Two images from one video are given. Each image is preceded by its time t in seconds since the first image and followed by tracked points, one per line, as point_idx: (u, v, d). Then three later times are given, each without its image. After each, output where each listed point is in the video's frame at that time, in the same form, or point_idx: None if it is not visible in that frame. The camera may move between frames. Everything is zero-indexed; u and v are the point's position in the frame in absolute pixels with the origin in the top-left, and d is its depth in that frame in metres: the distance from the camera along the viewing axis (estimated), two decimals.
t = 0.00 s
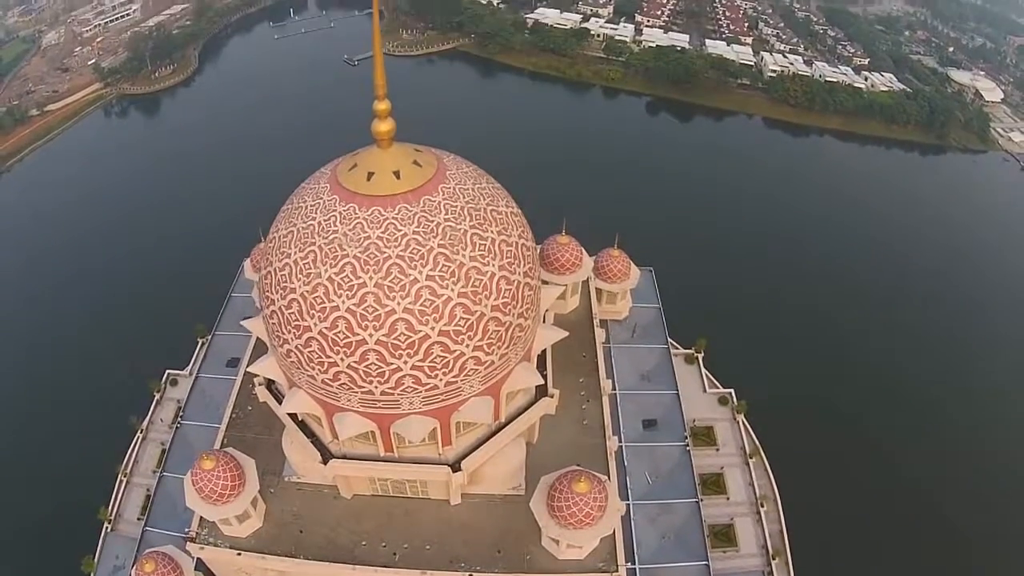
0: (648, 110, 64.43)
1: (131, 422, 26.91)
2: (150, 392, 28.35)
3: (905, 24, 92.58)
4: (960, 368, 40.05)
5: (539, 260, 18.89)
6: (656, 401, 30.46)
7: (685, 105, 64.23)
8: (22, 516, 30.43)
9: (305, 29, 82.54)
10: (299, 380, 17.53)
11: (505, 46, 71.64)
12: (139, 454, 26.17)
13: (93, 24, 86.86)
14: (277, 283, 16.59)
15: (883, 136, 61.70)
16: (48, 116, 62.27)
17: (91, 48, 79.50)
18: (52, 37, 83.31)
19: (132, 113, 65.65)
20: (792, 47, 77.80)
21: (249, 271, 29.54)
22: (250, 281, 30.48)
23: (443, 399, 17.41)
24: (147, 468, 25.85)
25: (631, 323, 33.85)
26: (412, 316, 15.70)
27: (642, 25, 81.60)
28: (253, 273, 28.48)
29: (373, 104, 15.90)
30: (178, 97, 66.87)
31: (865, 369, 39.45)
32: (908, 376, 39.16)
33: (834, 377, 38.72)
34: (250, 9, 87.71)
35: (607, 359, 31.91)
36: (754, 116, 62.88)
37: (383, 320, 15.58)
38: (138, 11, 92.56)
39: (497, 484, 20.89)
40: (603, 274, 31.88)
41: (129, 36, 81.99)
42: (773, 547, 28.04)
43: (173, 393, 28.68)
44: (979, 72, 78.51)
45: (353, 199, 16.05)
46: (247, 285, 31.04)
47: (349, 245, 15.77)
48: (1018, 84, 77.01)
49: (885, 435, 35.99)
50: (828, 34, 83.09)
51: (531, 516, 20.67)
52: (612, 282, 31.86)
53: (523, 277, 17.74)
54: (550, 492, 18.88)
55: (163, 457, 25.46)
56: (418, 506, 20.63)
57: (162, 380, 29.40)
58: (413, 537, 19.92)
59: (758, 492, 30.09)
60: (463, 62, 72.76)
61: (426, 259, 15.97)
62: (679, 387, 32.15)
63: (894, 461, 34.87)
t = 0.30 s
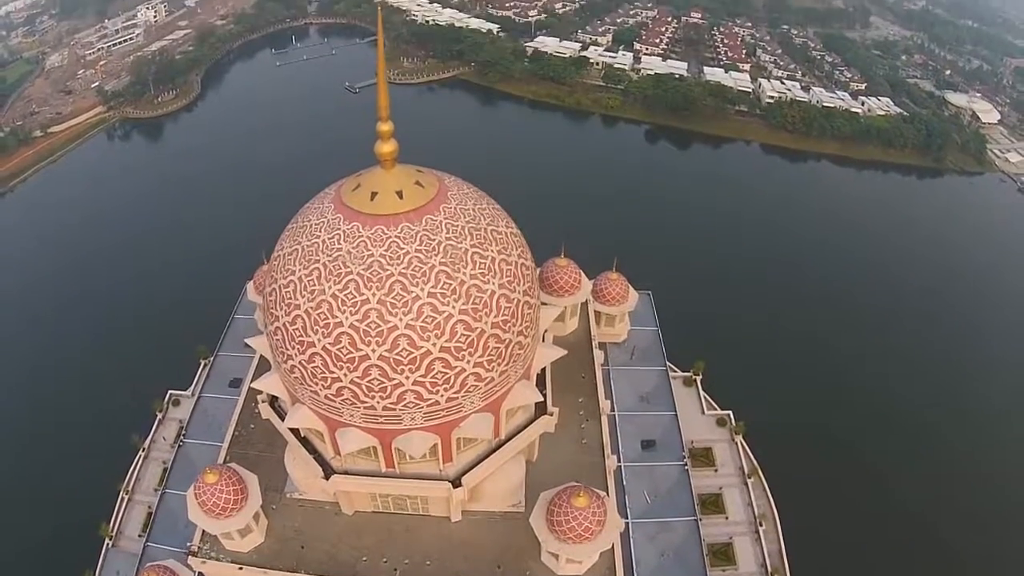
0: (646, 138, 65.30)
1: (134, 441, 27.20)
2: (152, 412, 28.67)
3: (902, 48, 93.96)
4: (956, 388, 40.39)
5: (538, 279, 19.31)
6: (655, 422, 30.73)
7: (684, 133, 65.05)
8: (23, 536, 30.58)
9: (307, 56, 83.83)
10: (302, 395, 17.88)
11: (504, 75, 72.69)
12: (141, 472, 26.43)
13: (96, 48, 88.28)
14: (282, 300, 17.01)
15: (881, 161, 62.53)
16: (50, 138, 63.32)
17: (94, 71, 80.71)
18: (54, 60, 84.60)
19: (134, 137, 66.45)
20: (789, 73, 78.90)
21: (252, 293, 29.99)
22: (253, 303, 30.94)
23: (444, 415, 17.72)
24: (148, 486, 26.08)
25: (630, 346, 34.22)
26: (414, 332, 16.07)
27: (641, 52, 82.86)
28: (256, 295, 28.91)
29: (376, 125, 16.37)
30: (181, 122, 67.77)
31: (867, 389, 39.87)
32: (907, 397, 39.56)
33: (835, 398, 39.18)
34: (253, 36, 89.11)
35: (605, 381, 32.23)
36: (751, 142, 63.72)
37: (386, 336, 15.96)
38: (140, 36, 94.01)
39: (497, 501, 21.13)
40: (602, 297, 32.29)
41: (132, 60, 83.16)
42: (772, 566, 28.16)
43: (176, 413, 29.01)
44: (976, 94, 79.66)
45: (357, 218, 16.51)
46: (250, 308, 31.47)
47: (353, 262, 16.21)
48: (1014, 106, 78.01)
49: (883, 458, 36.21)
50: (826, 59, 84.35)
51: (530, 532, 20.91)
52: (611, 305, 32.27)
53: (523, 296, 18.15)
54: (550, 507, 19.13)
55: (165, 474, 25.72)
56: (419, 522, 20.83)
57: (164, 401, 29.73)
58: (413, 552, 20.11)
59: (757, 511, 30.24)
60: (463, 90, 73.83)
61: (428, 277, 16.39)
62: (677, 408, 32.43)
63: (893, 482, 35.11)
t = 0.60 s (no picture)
0: (645, 165, 66.14)
1: (135, 459, 27.50)
2: (154, 431, 28.99)
3: (899, 73, 95.26)
4: (954, 410, 40.77)
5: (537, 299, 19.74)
6: (653, 443, 30.99)
7: (684, 161, 65.84)
8: (24, 556, 30.72)
9: (308, 83, 85.00)
10: (305, 412, 18.23)
11: (504, 103, 73.69)
12: (142, 490, 26.70)
13: (99, 71, 89.41)
14: (287, 317, 17.44)
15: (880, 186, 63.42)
16: (53, 160, 64.17)
17: (97, 94, 81.79)
18: (57, 84, 85.61)
19: (136, 160, 67.22)
20: (787, 99, 79.97)
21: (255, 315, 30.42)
22: (256, 325, 31.36)
23: (444, 432, 18.03)
24: (150, 504, 26.33)
25: (629, 368, 34.56)
26: (416, 348, 16.48)
27: (640, 80, 84.00)
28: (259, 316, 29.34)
29: (379, 147, 16.92)
30: (183, 147, 68.57)
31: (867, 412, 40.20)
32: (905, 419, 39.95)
33: (835, 421, 39.49)
34: (255, 62, 90.37)
35: (605, 402, 32.55)
36: (750, 169, 64.46)
37: (389, 353, 16.36)
38: (143, 60, 95.27)
39: (496, 519, 21.40)
40: (601, 321, 32.68)
41: (135, 84, 84.23)
42: None
43: (178, 432, 29.32)
44: (973, 117, 80.72)
45: (360, 237, 17.00)
46: (253, 329, 31.89)
47: (356, 280, 16.66)
48: (1012, 128, 78.99)
49: (882, 479, 36.50)
50: (823, 85, 85.54)
51: (529, 550, 21.12)
52: (611, 328, 32.64)
53: (522, 315, 18.57)
54: (549, 523, 19.39)
55: (167, 492, 25.99)
56: (419, 539, 21.05)
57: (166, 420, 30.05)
58: (414, 569, 20.30)
59: (755, 531, 30.42)
60: (464, 118, 74.81)
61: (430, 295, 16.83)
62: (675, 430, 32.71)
63: (893, 503, 35.33)
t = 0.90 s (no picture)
0: (645, 193, 66.87)
1: (138, 478, 27.82)
2: (156, 450, 29.33)
3: (896, 97, 96.50)
4: (953, 432, 41.09)
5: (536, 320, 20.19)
6: (652, 463, 31.28)
7: (684, 188, 66.61)
8: None
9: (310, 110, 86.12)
10: (308, 428, 18.60)
11: (504, 132, 74.68)
12: (144, 508, 26.98)
13: (102, 95, 90.45)
14: (291, 335, 17.90)
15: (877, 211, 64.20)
16: (55, 182, 64.89)
17: (99, 117, 82.76)
18: (60, 108, 86.56)
19: (139, 185, 67.92)
20: (784, 125, 81.04)
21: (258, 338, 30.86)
22: (259, 348, 31.79)
23: (445, 449, 18.37)
24: (151, 522, 26.60)
25: (628, 391, 34.92)
26: (418, 365, 16.90)
27: (638, 108, 85.15)
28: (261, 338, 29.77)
29: (383, 170, 17.43)
30: (185, 171, 69.38)
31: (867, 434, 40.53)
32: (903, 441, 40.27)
33: (834, 443, 39.77)
34: (257, 89, 91.62)
35: (603, 424, 32.89)
36: (748, 195, 65.19)
37: (391, 369, 16.80)
38: (144, 84, 96.42)
39: (496, 536, 21.70)
40: (600, 344, 33.07)
41: (138, 108, 85.23)
42: None
43: (180, 452, 29.66)
44: (970, 140, 81.77)
45: (363, 257, 17.52)
46: (256, 351, 32.32)
47: (359, 298, 17.15)
48: (1009, 150, 79.95)
49: (882, 500, 36.65)
50: (820, 111, 86.74)
51: (528, 566, 21.38)
52: (610, 351, 33.02)
53: (522, 334, 19.02)
54: (548, 539, 19.69)
55: (168, 510, 26.27)
56: (420, 556, 21.31)
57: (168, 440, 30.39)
58: None
59: (754, 551, 30.63)
60: (464, 146, 75.79)
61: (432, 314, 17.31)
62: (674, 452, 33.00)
63: (892, 524, 35.56)
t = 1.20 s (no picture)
0: (644, 215, 67.30)
1: (140, 490, 28.23)
2: (158, 463, 29.77)
3: (894, 117, 97.52)
4: (951, 451, 41.52)
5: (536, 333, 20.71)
6: (651, 477, 31.67)
7: (684, 210, 67.25)
8: None
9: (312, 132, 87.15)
10: (312, 438, 19.08)
11: (504, 153, 75.63)
12: (146, 519, 27.37)
13: (105, 114, 91.41)
14: (296, 346, 18.44)
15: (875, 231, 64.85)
16: (58, 201, 65.57)
17: (101, 136, 83.65)
18: (63, 127, 87.43)
19: (141, 204, 68.61)
20: (782, 146, 82.02)
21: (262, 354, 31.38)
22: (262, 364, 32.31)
23: (446, 458, 18.82)
24: (153, 533, 26.97)
25: (626, 407, 35.37)
26: (420, 376, 17.42)
27: (637, 130, 86.19)
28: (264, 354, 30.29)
29: (386, 186, 18.04)
30: (187, 191, 70.15)
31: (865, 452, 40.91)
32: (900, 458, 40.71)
33: (833, 461, 40.18)
34: (260, 111, 92.69)
35: (602, 439, 33.32)
36: (747, 216, 65.74)
37: (394, 380, 17.32)
38: (147, 105, 97.51)
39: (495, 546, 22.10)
40: (599, 361, 33.56)
41: (140, 128, 86.12)
42: None
43: (182, 465, 30.09)
44: (968, 158, 82.66)
45: (367, 271, 18.10)
46: (259, 368, 32.82)
47: (363, 311, 17.71)
48: (1006, 167, 80.79)
49: (884, 517, 36.95)
50: (818, 131, 87.76)
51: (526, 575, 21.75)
52: (609, 367, 33.49)
53: (521, 346, 19.53)
54: (548, 548, 20.09)
55: (171, 522, 26.66)
56: (421, 565, 21.69)
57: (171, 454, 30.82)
58: None
59: (752, 563, 30.94)
60: (465, 168, 76.61)
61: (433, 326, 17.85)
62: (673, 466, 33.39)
63: (892, 540, 35.86)
